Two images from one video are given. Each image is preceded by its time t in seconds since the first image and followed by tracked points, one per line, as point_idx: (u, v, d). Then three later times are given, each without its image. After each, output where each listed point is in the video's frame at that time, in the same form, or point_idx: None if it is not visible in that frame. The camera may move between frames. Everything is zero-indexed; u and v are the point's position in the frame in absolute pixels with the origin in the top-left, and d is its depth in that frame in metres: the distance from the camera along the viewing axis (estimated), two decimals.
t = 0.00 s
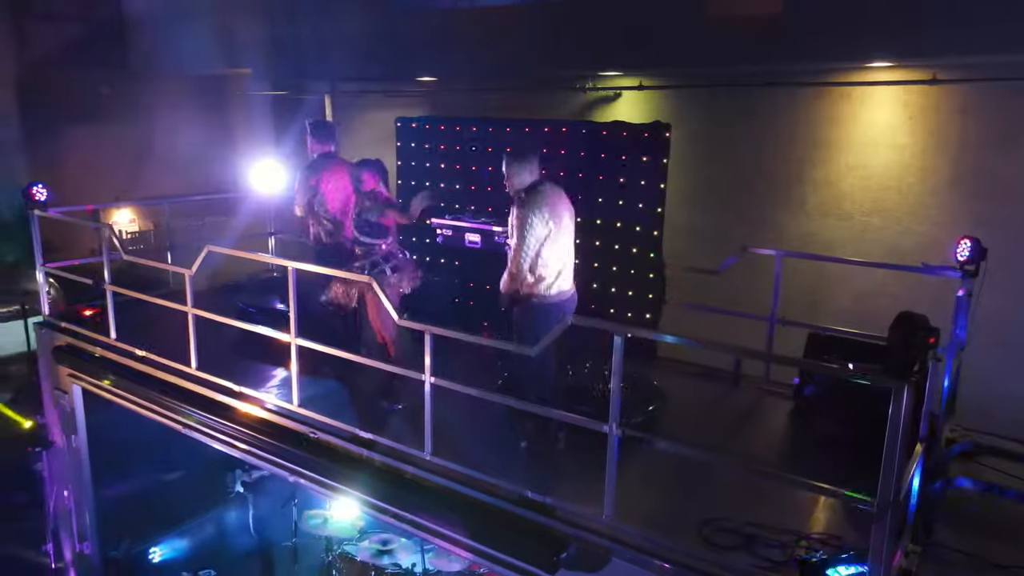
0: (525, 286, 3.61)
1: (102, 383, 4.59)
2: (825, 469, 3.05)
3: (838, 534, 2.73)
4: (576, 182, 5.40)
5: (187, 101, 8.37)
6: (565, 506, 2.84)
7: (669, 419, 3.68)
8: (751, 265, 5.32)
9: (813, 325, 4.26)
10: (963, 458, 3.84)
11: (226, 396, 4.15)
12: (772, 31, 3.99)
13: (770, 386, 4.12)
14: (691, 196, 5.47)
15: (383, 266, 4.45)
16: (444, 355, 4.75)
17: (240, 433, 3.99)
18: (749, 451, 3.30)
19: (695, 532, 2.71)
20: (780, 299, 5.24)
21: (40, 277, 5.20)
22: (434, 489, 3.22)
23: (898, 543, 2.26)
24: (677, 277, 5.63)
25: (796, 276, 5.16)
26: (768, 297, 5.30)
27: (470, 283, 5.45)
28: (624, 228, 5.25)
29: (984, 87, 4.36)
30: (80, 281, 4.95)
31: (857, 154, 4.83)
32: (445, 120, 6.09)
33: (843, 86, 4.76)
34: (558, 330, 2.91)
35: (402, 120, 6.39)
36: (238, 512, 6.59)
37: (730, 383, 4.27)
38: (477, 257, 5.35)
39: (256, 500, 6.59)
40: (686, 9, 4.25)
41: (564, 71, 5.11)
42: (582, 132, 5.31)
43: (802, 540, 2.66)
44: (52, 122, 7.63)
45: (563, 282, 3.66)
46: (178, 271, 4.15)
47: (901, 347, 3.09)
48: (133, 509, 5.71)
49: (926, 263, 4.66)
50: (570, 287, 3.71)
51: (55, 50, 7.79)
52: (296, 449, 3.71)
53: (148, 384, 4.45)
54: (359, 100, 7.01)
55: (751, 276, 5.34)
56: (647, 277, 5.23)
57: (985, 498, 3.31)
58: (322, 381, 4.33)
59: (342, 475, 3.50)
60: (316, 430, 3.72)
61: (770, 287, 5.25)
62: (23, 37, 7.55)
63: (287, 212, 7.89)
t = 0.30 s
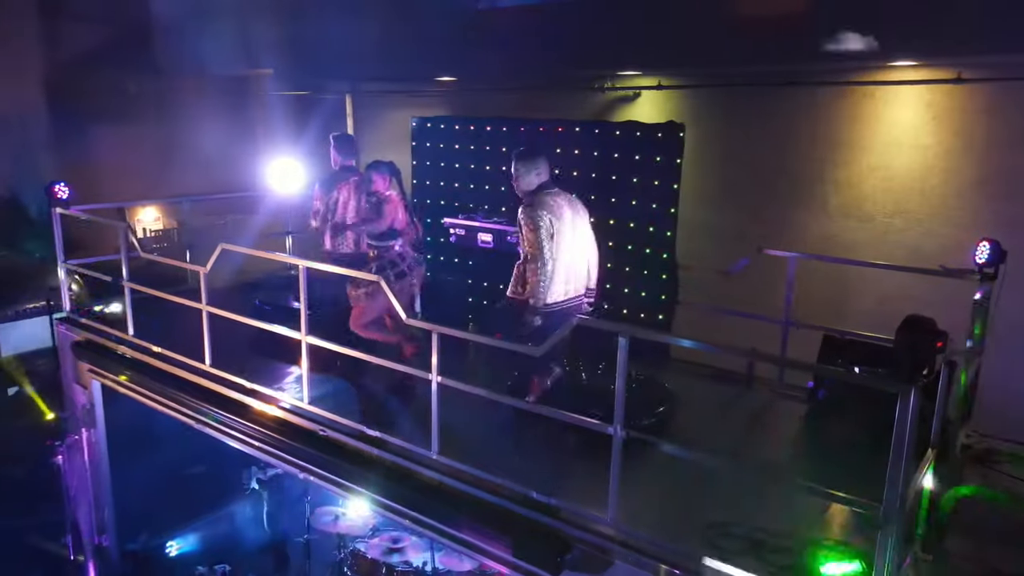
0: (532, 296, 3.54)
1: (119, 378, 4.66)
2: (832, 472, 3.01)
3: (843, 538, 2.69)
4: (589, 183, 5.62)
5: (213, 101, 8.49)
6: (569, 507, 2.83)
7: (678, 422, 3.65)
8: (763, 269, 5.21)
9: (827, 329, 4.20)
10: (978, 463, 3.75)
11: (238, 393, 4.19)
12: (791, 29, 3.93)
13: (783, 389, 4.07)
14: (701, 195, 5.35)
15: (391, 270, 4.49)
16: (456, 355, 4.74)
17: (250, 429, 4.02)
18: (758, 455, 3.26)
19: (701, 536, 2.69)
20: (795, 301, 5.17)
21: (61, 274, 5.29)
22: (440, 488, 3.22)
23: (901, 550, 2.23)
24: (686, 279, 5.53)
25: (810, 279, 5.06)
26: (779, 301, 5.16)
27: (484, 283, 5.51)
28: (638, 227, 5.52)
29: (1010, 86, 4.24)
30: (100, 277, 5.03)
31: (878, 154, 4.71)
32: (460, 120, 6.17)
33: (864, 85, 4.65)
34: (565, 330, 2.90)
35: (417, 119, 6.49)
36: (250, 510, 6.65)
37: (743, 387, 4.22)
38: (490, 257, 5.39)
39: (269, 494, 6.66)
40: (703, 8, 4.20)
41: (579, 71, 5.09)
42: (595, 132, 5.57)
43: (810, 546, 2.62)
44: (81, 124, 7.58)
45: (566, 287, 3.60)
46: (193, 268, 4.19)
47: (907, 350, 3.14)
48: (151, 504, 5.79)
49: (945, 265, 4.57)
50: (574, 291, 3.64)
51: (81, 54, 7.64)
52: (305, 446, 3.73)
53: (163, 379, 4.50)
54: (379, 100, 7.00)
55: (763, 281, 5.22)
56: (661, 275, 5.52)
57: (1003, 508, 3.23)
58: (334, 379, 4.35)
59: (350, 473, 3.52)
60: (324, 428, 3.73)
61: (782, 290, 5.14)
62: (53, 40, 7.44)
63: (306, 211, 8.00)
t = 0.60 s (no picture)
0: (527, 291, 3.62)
1: (133, 375, 4.71)
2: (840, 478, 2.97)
3: (848, 544, 2.65)
4: (601, 183, 5.63)
5: (236, 102, 8.54)
6: (571, 509, 2.81)
7: (687, 425, 3.62)
8: (773, 270, 5.18)
9: (838, 331, 4.16)
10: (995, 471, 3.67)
11: (248, 390, 4.23)
12: (805, 28, 3.89)
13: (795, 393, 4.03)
14: (718, 196, 5.31)
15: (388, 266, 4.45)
16: (466, 355, 4.74)
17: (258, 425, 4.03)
18: (766, 459, 3.22)
19: (705, 539, 2.66)
20: (807, 304, 5.11)
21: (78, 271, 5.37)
22: (444, 488, 3.21)
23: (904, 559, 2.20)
24: (698, 280, 5.48)
25: (824, 281, 5.01)
26: (791, 303, 5.14)
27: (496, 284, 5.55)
28: (649, 229, 5.50)
29: None
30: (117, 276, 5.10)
31: (897, 155, 4.64)
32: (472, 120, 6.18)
33: (884, 84, 4.58)
34: (564, 334, 2.87)
35: (430, 118, 6.50)
36: (264, 506, 6.78)
37: (755, 390, 4.18)
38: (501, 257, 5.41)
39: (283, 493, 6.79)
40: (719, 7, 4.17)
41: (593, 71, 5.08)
42: (607, 132, 5.56)
43: (816, 552, 2.59)
44: (102, 124, 7.86)
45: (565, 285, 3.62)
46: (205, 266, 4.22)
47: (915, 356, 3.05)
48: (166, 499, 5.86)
49: (960, 267, 4.49)
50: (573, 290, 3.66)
51: (102, 54, 7.91)
52: (312, 444, 3.75)
53: (176, 376, 4.56)
54: (396, 101, 6.99)
55: (774, 282, 5.19)
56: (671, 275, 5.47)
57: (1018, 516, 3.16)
58: (344, 378, 4.37)
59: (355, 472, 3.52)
60: (332, 426, 3.75)
61: (793, 292, 5.11)
62: (76, 40, 7.73)
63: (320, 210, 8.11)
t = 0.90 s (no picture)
0: (524, 271, 3.63)
1: (146, 372, 4.78)
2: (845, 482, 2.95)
3: (852, 549, 2.63)
4: (612, 183, 5.63)
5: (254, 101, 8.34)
6: (573, 511, 2.80)
7: (693, 427, 3.60)
8: (783, 272, 5.16)
9: (848, 334, 4.10)
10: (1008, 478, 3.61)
11: (257, 388, 4.26)
12: (824, 28, 3.87)
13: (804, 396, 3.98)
14: (731, 195, 5.27)
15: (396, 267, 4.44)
16: (474, 355, 4.75)
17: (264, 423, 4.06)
18: (772, 463, 3.19)
19: (706, 543, 2.64)
20: (818, 306, 5.07)
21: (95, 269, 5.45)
22: (446, 488, 3.21)
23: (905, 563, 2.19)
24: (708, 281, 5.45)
25: (835, 283, 4.97)
26: (802, 304, 5.10)
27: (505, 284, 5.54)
28: (658, 229, 5.49)
29: None
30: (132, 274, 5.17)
31: (914, 155, 4.57)
32: (484, 120, 6.17)
33: (901, 84, 4.52)
34: (567, 333, 2.85)
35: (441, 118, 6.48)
36: (277, 504, 6.90)
37: (765, 393, 4.14)
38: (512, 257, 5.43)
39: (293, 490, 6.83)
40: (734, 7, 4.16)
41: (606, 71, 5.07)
42: (616, 132, 5.56)
43: (818, 556, 2.56)
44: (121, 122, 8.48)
45: (575, 266, 3.64)
46: (215, 264, 4.25)
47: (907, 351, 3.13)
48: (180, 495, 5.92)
49: (973, 270, 4.43)
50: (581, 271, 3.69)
51: (124, 58, 8.54)
52: (317, 442, 3.77)
53: (187, 373, 4.61)
54: (412, 100, 6.84)
55: (784, 284, 5.15)
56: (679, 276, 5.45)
57: None
58: (352, 377, 4.39)
59: (359, 470, 3.54)
60: (337, 424, 3.77)
61: (803, 294, 5.07)
62: (97, 44, 8.45)
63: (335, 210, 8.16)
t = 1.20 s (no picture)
0: (524, 273, 3.59)
1: (157, 369, 4.83)
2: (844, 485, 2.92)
3: (852, 553, 2.61)
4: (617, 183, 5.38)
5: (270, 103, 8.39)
6: (572, 511, 2.80)
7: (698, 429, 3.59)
8: (790, 272, 5.14)
9: (855, 337, 4.06)
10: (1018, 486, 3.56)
11: (264, 386, 4.30)
12: (842, 26, 3.84)
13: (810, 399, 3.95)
14: (742, 195, 5.25)
15: (404, 266, 4.32)
16: (481, 355, 4.76)
17: (270, 421, 4.10)
18: (774, 465, 3.17)
19: (705, 544, 2.63)
20: (825, 307, 5.03)
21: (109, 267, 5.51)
22: (448, 487, 3.23)
23: (901, 567, 2.17)
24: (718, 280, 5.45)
25: (843, 284, 4.93)
26: (810, 306, 5.06)
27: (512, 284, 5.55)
28: (663, 231, 5.25)
29: None
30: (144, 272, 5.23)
31: (932, 155, 4.51)
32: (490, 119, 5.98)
33: (919, 84, 4.46)
34: (567, 332, 2.87)
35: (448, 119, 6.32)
36: (286, 501, 6.96)
37: (771, 395, 4.11)
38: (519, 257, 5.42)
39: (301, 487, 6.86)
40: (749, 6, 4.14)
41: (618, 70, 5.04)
42: (623, 132, 5.30)
43: (818, 560, 2.54)
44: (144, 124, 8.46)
45: (576, 268, 3.61)
46: (223, 262, 4.27)
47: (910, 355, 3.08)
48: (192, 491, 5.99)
49: (983, 272, 4.38)
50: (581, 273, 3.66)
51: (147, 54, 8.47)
52: (322, 440, 3.80)
53: (196, 370, 4.66)
54: (425, 100, 6.86)
55: (792, 285, 5.12)
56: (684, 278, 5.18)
57: None
58: (358, 376, 4.41)
59: (363, 468, 3.56)
60: (341, 423, 3.79)
61: (812, 296, 5.04)
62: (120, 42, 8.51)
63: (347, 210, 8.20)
